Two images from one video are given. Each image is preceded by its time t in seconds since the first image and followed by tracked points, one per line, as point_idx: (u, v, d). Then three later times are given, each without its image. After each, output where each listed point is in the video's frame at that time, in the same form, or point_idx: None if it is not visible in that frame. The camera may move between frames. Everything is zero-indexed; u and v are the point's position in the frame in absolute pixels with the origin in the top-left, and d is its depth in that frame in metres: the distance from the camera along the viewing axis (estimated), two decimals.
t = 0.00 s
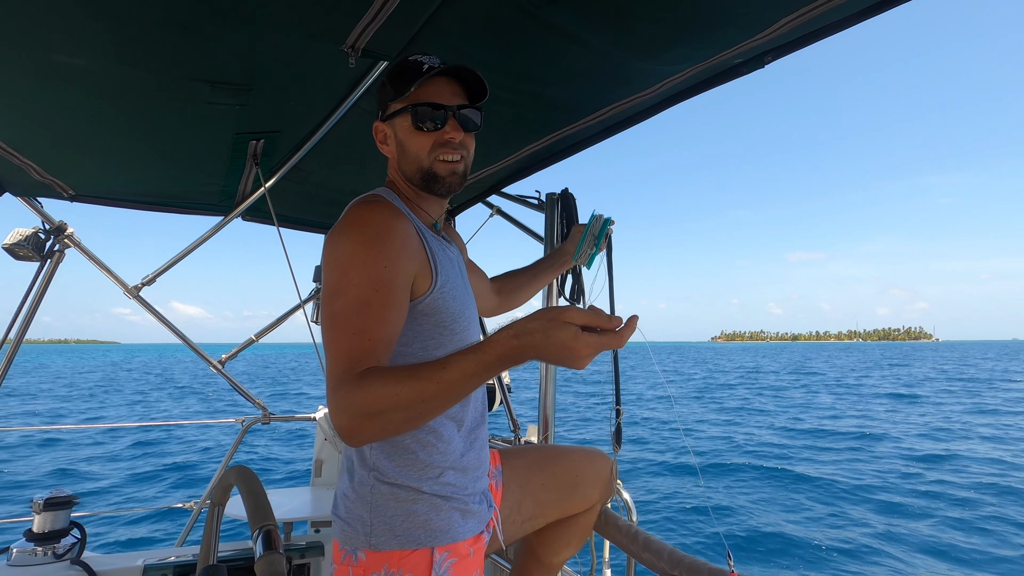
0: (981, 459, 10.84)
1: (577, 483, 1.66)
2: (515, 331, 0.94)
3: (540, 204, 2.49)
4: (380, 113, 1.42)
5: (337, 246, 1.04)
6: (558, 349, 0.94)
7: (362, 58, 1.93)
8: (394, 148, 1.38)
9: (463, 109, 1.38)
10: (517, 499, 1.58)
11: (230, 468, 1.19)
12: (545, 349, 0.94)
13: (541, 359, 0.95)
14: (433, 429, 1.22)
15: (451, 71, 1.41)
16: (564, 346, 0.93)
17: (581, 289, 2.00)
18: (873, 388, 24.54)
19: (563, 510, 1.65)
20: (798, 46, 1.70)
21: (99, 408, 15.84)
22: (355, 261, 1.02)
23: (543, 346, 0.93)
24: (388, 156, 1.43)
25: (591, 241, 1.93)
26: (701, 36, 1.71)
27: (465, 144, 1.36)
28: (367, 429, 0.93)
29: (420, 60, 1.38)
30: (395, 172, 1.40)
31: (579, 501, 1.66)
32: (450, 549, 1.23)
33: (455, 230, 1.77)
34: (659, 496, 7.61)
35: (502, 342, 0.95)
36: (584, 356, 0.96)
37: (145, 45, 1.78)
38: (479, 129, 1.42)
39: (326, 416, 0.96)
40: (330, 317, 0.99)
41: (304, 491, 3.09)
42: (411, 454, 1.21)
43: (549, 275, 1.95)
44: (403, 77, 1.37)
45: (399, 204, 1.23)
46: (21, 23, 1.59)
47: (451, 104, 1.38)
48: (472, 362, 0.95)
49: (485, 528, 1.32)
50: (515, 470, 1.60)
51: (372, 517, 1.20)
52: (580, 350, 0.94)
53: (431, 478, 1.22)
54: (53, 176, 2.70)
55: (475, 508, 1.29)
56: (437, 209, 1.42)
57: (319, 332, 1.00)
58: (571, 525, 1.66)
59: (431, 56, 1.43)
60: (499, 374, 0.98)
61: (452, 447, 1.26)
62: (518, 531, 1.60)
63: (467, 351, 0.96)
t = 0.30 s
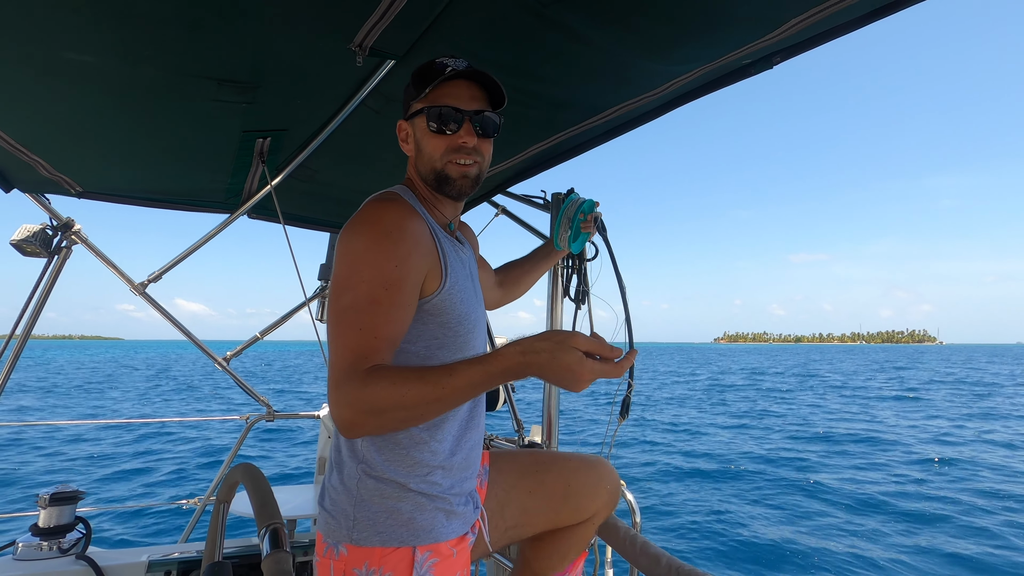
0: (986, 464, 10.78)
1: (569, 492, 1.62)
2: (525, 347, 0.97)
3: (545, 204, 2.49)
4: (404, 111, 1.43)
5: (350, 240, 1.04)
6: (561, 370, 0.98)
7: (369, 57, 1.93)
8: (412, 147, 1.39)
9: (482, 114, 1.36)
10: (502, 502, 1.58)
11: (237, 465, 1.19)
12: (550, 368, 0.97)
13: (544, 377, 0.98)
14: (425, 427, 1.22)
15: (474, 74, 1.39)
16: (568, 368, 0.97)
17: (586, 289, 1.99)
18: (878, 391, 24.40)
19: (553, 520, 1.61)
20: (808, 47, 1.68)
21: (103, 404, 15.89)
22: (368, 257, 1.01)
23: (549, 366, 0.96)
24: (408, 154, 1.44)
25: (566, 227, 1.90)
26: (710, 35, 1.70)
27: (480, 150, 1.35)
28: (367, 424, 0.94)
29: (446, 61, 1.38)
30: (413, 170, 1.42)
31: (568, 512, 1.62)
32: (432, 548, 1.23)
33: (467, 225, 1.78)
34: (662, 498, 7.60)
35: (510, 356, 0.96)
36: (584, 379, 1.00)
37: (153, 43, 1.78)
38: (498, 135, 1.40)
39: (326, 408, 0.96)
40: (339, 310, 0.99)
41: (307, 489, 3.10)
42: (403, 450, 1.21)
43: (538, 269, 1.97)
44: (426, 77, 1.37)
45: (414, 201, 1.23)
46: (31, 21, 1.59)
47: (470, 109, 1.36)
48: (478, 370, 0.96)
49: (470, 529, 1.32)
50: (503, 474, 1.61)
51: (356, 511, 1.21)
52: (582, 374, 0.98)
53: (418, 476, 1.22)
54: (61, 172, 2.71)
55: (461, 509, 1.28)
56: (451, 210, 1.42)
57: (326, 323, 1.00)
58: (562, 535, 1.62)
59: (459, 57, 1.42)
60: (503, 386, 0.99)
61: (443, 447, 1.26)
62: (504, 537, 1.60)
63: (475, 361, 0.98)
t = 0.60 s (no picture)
0: (984, 465, 10.80)
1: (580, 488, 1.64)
2: (500, 349, 0.96)
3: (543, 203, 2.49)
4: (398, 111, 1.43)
5: (334, 242, 1.05)
6: (538, 374, 0.96)
7: (368, 57, 1.93)
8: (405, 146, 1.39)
9: (474, 118, 1.36)
10: (516, 500, 1.57)
11: (235, 464, 1.20)
12: (526, 371, 0.96)
13: (519, 380, 0.97)
14: (425, 424, 1.22)
15: (468, 77, 1.38)
16: (543, 372, 0.96)
17: (584, 287, 2.00)
18: (876, 393, 24.44)
19: (564, 517, 1.63)
20: (806, 46, 1.68)
21: (101, 406, 15.85)
22: (348, 260, 1.02)
23: (524, 368, 0.95)
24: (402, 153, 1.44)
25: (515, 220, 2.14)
26: (709, 34, 1.70)
27: (469, 153, 1.35)
28: (342, 424, 0.94)
29: (440, 62, 1.37)
30: (405, 170, 1.42)
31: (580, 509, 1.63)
32: (437, 545, 1.22)
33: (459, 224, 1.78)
34: (661, 499, 7.61)
35: (485, 359, 0.96)
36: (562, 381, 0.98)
37: (152, 43, 1.79)
38: (490, 138, 1.39)
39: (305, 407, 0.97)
40: (319, 311, 0.99)
41: (306, 488, 3.10)
42: (402, 448, 1.21)
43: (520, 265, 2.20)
44: (419, 78, 1.36)
45: (403, 201, 1.23)
46: (30, 20, 1.59)
47: (461, 112, 1.36)
48: (453, 371, 0.96)
49: (476, 527, 1.31)
50: (517, 472, 1.60)
51: (363, 509, 1.21)
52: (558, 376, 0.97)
53: (422, 473, 1.22)
54: (60, 172, 2.71)
55: (466, 507, 1.28)
56: (441, 211, 1.42)
57: (307, 323, 1.01)
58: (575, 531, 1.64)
59: (455, 58, 1.41)
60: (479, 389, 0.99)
61: (445, 444, 1.26)
62: (520, 535, 1.59)
63: (451, 362, 0.97)
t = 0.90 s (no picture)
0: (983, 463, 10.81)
1: (583, 479, 1.65)
2: (502, 330, 0.95)
3: (541, 202, 2.49)
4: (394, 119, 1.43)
5: (340, 249, 1.05)
6: (542, 348, 0.95)
7: (365, 56, 1.93)
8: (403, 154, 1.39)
9: (468, 119, 1.36)
10: (526, 498, 1.56)
11: (234, 466, 1.19)
12: (530, 349, 0.95)
13: (525, 361, 0.96)
14: (443, 422, 1.22)
15: (460, 80, 1.39)
16: (547, 346, 0.95)
17: (582, 286, 1.98)
18: (876, 391, 24.46)
19: (568, 506, 1.63)
20: (803, 43, 1.69)
21: (101, 409, 15.85)
22: (353, 264, 1.02)
23: (529, 346, 0.94)
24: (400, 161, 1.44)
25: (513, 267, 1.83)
26: (705, 32, 1.70)
27: (468, 155, 1.35)
28: (354, 425, 0.94)
29: (431, 68, 1.37)
30: (404, 177, 1.42)
31: (585, 497, 1.65)
32: (461, 542, 1.22)
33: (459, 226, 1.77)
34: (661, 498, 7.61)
35: (488, 343, 0.95)
36: (567, 355, 0.97)
37: (149, 44, 1.78)
38: (485, 139, 1.40)
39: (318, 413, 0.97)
40: (327, 318, 1.00)
41: (307, 489, 3.10)
42: (420, 447, 1.21)
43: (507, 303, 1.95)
44: (412, 85, 1.37)
45: (405, 206, 1.23)
46: (25, 22, 1.59)
47: (456, 115, 1.36)
48: (459, 360, 0.96)
49: (495, 523, 1.32)
50: (525, 469, 1.58)
51: (387, 508, 1.21)
52: (562, 350, 0.95)
53: (444, 470, 1.22)
54: (57, 174, 2.71)
55: (486, 504, 1.28)
56: (443, 214, 1.41)
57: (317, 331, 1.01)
58: (578, 522, 1.65)
59: (444, 63, 1.42)
60: (486, 376, 0.98)
61: (465, 441, 1.26)
62: (527, 529, 1.58)
63: (456, 351, 0.97)
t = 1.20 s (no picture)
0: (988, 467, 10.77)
1: (588, 481, 1.65)
2: (517, 336, 0.96)
3: (545, 203, 2.50)
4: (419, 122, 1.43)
5: (357, 247, 1.05)
6: (555, 357, 0.95)
7: (368, 58, 1.93)
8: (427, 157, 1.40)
9: (493, 126, 1.37)
10: (533, 501, 1.56)
11: (238, 465, 1.20)
12: (544, 356, 0.95)
13: (538, 368, 0.96)
14: (445, 423, 1.22)
15: (487, 86, 1.39)
16: (560, 354, 0.95)
17: (587, 288, 1.99)
18: (879, 395, 24.39)
19: (576, 509, 1.63)
20: (805, 45, 1.70)
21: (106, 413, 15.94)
22: (371, 263, 1.02)
23: (543, 354, 0.95)
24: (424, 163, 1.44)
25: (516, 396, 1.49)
26: (708, 34, 1.71)
27: (491, 161, 1.36)
28: (367, 421, 0.95)
29: (460, 73, 1.38)
30: (426, 180, 1.42)
31: (592, 500, 1.65)
32: (457, 542, 1.22)
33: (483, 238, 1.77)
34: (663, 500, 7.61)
35: (502, 348, 0.96)
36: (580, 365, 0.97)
37: (152, 46, 1.79)
38: (508, 146, 1.40)
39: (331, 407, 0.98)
40: (345, 315, 1.01)
41: (310, 490, 3.10)
42: (423, 446, 1.22)
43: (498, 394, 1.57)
44: (440, 90, 1.37)
45: (425, 209, 1.23)
46: (29, 25, 1.60)
47: (482, 121, 1.37)
48: (472, 362, 0.97)
49: (494, 526, 1.31)
50: (530, 473, 1.59)
51: (385, 506, 1.21)
52: (575, 358, 0.96)
53: (442, 471, 1.22)
54: (62, 176, 2.72)
55: (485, 505, 1.28)
56: (463, 218, 1.42)
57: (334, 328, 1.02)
58: (585, 524, 1.65)
59: (473, 68, 1.42)
60: (498, 380, 0.99)
61: (465, 443, 1.26)
62: (533, 532, 1.58)
63: (470, 354, 0.97)
